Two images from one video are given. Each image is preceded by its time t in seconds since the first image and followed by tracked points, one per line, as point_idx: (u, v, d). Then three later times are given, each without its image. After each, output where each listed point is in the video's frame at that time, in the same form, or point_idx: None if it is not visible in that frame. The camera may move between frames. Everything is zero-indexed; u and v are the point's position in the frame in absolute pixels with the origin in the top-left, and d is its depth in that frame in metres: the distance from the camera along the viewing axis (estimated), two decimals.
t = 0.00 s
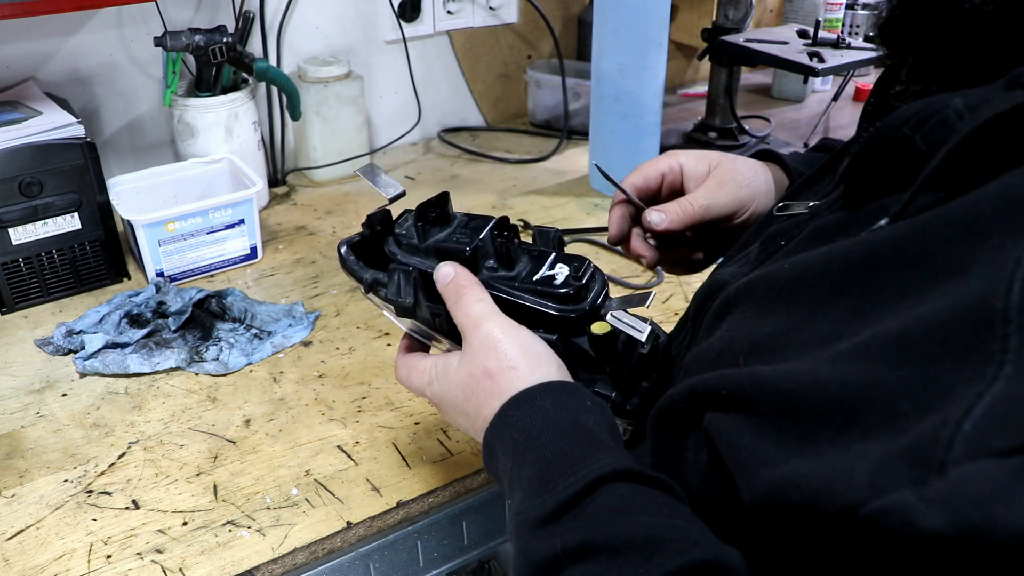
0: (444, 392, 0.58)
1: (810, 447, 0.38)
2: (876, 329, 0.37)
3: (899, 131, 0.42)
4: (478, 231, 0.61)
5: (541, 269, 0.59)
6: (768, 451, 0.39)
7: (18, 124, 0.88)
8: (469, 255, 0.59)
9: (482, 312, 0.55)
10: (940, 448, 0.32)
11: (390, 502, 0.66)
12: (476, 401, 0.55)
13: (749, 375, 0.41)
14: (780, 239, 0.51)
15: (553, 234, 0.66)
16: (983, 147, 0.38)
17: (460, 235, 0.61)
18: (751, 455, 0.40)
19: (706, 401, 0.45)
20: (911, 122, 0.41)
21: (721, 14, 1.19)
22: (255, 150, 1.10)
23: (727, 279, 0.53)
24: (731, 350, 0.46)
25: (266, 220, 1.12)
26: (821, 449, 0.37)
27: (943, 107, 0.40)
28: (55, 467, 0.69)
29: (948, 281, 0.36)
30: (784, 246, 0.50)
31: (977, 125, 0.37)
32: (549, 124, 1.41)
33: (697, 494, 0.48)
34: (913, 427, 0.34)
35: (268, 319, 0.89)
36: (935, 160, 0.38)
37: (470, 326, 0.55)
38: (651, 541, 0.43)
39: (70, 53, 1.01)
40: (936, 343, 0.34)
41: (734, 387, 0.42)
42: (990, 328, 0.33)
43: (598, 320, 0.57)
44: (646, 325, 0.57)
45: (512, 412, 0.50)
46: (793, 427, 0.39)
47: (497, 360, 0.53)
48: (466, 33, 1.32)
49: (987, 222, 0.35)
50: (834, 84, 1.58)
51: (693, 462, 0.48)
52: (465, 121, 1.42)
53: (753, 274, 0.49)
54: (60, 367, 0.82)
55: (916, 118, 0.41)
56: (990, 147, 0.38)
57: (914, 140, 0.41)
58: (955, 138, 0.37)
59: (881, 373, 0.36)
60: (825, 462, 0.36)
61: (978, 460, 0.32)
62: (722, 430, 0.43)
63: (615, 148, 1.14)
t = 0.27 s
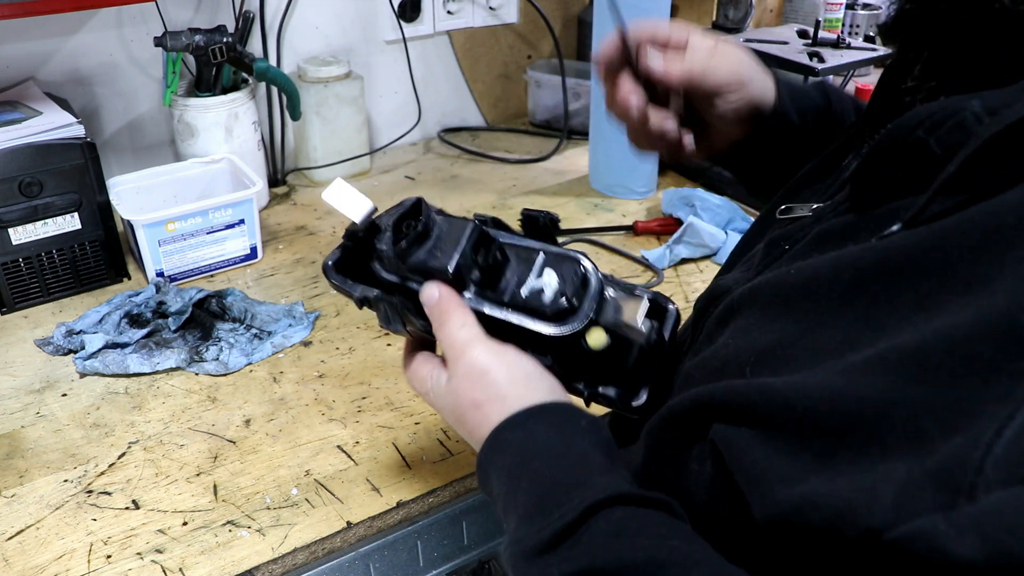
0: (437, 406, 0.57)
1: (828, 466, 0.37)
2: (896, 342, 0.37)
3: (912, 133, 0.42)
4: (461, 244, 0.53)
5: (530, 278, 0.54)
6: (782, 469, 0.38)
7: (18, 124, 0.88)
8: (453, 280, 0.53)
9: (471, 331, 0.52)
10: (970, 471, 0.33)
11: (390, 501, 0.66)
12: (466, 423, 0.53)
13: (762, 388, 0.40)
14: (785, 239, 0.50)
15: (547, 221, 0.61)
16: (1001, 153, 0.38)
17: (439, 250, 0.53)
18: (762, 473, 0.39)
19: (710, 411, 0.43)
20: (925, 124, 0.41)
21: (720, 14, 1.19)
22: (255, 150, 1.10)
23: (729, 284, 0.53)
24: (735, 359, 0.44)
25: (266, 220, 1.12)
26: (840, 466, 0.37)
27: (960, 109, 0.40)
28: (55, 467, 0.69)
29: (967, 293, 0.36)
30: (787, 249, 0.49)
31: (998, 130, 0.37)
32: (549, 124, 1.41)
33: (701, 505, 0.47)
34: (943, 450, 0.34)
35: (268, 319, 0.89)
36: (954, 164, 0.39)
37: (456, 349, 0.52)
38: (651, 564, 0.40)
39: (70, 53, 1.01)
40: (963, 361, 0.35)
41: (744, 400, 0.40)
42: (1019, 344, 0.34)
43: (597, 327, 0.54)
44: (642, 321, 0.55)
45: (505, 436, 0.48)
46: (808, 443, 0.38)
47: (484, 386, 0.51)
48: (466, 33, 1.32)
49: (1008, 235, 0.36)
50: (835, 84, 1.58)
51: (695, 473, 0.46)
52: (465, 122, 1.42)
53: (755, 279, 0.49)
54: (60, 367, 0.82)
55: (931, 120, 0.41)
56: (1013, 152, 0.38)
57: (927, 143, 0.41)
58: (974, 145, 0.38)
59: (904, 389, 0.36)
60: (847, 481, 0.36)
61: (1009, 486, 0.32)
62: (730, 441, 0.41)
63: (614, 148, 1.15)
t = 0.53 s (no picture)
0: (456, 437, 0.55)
1: (824, 501, 0.38)
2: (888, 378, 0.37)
3: (898, 156, 0.41)
4: (460, 297, 0.55)
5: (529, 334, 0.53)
6: (780, 505, 0.39)
7: (18, 124, 0.88)
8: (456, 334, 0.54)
9: (493, 381, 0.51)
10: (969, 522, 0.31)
11: (390, 502, 0.66)
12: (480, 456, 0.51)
13: (754, 424, 0.40)
14: (775, 255, 0.50)
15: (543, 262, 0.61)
16: (990, 179, 0.36)
17: (439, 303, 0.55)
18: (763, 507, 0.40)
19: (703, 439, 0.44)
20: (912, 148, 0.40)
21: (720, 14, 1.19)
22: (255, 150, 1.10)
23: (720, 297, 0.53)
24: (731, 382, 0.45)
25: (266, 220, 1.12)
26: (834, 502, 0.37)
27: (945, 133, 0.38)
28: (56, 467, 0.69)
29: (957, 332, 0.35)
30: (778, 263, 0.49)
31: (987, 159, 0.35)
32: (549, 124, 1.41)
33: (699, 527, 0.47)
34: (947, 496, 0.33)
35: (268, 319, 0.89)
36: (941, 192, 0.37)
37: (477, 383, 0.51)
38: None
39: (70, 53, 1.01)
40: (958, 399, 0.34)
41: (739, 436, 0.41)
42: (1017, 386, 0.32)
43: (597, 382, 0.52)
44: (642, 373, 0.52)
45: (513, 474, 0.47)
46: (804, 480, 0.39)
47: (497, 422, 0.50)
48: (466, 33, 1.32)
49: (999, 269, 0.34)
50: (834, 84, 1.58)
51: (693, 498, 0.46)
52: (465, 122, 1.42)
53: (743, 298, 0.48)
54: (60, 367, 0.82)
55: (918, 143, 0.40)
56: (1004, 178, 0.36)
57: (914, 166, 0.40)
58: (962, 172, 0.36)
59: (899, 430, 0.35)
60: (841, 521, 0.36)
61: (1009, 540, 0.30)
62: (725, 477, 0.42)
63: (614, 149, 1.15)
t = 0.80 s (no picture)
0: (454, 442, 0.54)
1: (835, 515, 0.36)
2: (901, 390, 0.35)
3: (902, 163, 0.40)
4: (459, 320, 0.54)
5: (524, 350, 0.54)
6: (789, 518, 0.37)
7: (18, 124, 0.88)
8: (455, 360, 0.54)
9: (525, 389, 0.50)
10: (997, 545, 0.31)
11: (389, 502, 0.66)
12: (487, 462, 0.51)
13: (761, 434, 0.39)
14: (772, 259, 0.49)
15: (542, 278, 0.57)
16: (997, 191, 0.36)
17: (437, 326, 0.54)
18: (769, 523, 0.38)
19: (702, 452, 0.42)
20: (916, 155, 0.39)
21: (720, 14, 1.19)
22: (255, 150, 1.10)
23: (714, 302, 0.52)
24: (733, 387, 0.44)
25: (266, 220, 1.12)
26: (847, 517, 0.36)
27: (950, 141, 0.38)
28: (56, 467, 0.69)
29: (969, 340, 0.34)
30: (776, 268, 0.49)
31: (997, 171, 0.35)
32: (549, 124, 1.41)
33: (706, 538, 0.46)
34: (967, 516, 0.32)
35: (268, 319, 0.89)
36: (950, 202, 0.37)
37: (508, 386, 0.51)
38: None
39: (70, 53, 1.01)
40: (975, 416, 0.33)
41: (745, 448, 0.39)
42: None
43: (597, 401, 0.53)
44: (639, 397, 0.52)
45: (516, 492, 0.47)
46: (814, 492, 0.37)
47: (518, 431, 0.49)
48: (466, 33, 1.32)
49: (1012, 278, 0.33)
50: (835, 84, 1.58)
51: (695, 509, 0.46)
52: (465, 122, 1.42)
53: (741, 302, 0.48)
54: (60, 367, 0.82)
55: (922, 151, 0.39)
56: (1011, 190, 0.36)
57: (918, 174, 0.39)
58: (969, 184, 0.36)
59: (911, 444, 0.34)
60: (859, 536, 0.35)
61: None
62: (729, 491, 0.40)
63: (614, 149, 1.14)
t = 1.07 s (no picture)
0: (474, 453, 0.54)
1: (885, 516, 0.35)
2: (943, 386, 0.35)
3: (929, 157, 0.41)
4: (473, 346, 0.52)
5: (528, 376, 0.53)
6: (832, 520, 0.36)
7: (18, 124, 0.88)
8: (468, 387, 0.53)
9: (539, 401, 0.50)
10: None
11: (390, 502, 0.66)
12: (509, 475, 0.51)
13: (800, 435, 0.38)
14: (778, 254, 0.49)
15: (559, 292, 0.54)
16: None
17: (451, 353, 0.52)
18: (809, 526, 0.37)
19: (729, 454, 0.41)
20: (943, 149, 0.40)
21: (720, 14, 1.19)
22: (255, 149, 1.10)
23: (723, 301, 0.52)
24: (756, 385, 0.43)
25: (266, 220, 1.12)
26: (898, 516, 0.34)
27: (981, 135, 0.38)
28: (56, 467, 0.69)
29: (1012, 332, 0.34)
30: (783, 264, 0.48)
31: None
32: (549, 124, 1.41)
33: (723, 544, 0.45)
34: None
35: (268, 319, 0.89)
36: (982, 194, 0.36)
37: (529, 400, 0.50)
38: None
39: (70, 53, 1.01)
40: None
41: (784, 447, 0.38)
42: None
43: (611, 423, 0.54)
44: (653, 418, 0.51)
45: (544, 508, 0.46)
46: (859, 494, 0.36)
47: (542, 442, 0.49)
48: (466, 33, 1.32)
49: None
50: (835, 84, 1.58)
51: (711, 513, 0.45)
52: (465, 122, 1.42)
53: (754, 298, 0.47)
54: (60, 367, 0.82)
55: (949, 145, 0.40)
56: None
57: (946, 168, 0.40)
58: (1005, 175, 0.35)
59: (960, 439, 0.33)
60: (912, 538, 0.34)
61: None
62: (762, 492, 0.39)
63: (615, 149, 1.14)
